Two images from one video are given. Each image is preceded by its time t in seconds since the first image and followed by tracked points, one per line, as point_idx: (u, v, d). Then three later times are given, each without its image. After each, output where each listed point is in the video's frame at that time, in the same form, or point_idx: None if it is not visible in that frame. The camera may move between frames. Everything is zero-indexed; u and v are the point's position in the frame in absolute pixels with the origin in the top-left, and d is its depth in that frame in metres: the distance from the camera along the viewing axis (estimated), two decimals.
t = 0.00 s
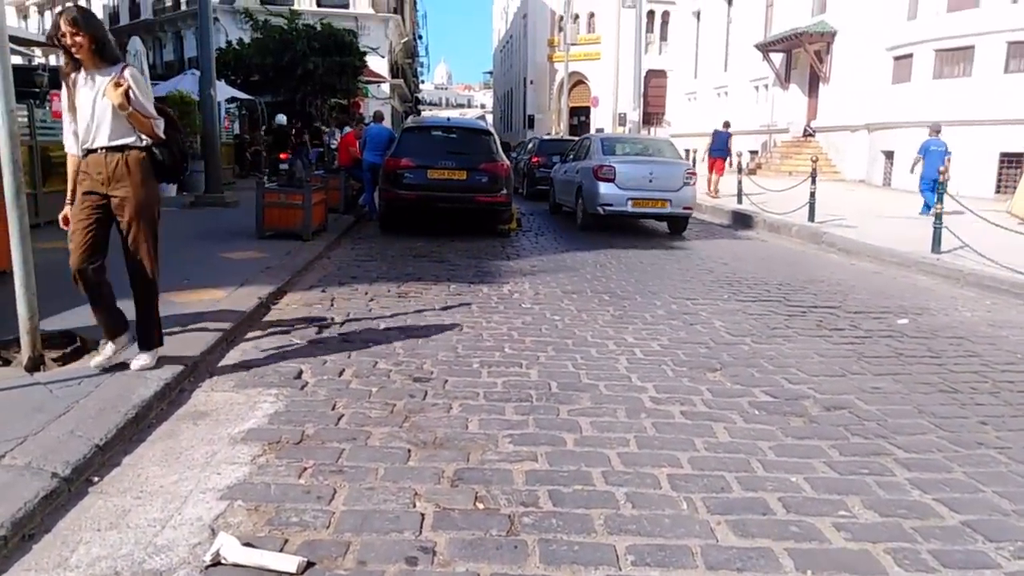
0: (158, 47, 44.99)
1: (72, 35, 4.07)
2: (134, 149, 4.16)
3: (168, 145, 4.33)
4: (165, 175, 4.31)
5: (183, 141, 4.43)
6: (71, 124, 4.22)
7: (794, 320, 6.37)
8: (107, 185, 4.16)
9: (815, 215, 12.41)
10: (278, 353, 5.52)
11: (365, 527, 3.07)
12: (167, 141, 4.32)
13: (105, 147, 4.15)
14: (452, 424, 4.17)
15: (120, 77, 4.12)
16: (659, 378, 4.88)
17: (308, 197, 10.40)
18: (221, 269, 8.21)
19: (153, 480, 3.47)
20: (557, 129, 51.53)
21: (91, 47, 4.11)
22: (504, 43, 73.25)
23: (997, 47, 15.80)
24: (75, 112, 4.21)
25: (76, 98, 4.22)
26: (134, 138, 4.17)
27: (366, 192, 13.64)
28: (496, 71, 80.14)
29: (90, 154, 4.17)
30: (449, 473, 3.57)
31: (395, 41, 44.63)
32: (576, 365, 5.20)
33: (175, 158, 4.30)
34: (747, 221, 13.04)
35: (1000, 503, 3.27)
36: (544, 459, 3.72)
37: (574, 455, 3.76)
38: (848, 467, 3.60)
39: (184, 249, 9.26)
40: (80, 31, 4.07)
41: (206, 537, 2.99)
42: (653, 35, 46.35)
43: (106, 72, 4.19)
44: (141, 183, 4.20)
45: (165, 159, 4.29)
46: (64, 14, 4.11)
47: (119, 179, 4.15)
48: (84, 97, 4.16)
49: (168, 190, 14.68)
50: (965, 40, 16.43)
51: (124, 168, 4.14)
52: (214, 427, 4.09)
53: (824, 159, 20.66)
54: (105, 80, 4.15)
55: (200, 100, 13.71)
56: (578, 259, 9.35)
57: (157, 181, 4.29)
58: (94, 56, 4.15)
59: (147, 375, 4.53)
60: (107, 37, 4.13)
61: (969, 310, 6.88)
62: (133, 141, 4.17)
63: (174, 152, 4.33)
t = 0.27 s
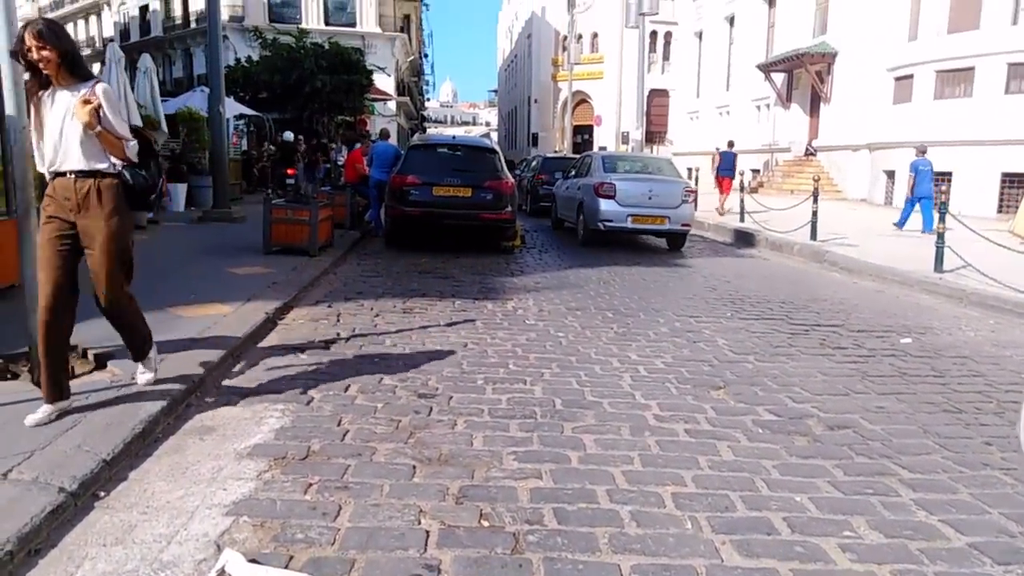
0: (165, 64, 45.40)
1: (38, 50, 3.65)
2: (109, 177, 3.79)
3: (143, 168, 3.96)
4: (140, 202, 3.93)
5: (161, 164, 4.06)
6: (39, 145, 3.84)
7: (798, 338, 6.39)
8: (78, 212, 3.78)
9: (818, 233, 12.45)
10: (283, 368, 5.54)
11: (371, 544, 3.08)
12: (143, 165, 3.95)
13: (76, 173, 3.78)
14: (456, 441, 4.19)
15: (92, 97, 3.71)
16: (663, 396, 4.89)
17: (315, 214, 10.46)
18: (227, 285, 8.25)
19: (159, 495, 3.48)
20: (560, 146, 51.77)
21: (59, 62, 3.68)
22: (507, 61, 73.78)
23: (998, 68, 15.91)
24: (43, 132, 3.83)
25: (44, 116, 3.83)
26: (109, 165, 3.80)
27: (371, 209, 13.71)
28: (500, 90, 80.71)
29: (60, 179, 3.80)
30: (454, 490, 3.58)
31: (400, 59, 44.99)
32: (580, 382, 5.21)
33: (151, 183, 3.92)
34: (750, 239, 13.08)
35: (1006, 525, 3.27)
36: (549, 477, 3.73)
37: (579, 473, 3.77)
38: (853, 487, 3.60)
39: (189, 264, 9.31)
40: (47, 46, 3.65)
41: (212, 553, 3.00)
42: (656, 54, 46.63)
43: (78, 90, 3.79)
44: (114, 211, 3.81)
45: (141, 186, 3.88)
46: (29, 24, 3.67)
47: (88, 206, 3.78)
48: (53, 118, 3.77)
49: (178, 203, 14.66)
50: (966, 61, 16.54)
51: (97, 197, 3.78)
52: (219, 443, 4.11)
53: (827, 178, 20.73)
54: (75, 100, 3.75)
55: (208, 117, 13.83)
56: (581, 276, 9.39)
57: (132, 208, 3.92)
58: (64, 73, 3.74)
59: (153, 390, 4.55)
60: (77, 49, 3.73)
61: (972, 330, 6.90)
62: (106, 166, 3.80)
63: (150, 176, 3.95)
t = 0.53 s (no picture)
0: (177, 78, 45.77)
1: (16, 51, 3.46)
2: (93, 184, 3.55)
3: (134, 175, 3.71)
4: (130, 210, 3.68)
5: (152, 172, 3.81)
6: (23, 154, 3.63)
7: (811, 352, 6.32)
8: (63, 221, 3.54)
9: (830, 245, 12.38)
10: (292, 384, 5.53)
11: (381, 563, 3.04)
12: (132, 171, 3.70)
13: (58, 182, 3.54)
14: (467, 458, 4.15)
15: (75, 99, 3.50)
16: (676, 412, 4.84)
17: (324, 228, 10.47)
18: (237, 299, 8.26)
19: (169, 512, 3.47)
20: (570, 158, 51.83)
21: (39, 64, 3.49)
22: (517, 74, 74.05)
23: (1011, 79, 15.82)
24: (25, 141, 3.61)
25: (26, 123, 3.61)
26: (94, 170, 3.55)
27: (380, 222, 13.72)
28: (510, 102, 80.98)
29: (42, 188, 3.56)
30: (466, 507, 3.55)
31: (409, 71, 45.21)
32: (592, 398, 5.17)
33: (140, 190, 3.66)
34: (761, 251, 13.01)
35: None
36: (561, 494, 3.69)
37: (591, 490, 3.73)
38: (870, 505, 3.55)
39: (200, 278, 9.34)
40: (25, 46, 3.44)
41: (221, 572, 2.98)
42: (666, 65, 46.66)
43: (61, 93, 3.58)
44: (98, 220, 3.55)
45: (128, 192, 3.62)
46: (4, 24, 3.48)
47: (73, 216, 3.53)
48: (35, 124, 3.56)
49: (186, 217, 14.69)
50: (979, 72, 16.46)
51: (80, 205, 3.52)
52: (229, 459, 4.09)
53: (839, 190, 20.65)
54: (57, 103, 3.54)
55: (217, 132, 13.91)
56: (592, 289, 9.36)
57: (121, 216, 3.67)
58: (46, 76, 3.55)
59: (162, 406, 4.54)
60: (56, 50, 3.54)
61: (988, 343, 6.81)
62: (90, 173, 3.55)
63: (140, 182, 3.71)
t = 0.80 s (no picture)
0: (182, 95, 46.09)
1: (6, 71, 3.42)
2: (85, 207, 3.50)
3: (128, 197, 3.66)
4: (123, 232, 3.62)
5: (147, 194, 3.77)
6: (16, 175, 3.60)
7: (816, 365, 6.30)
8: (51, 245, 3.50)
9: (834, 257, 12.39)
10: (297, 400, 5.53)
11: None
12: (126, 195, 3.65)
13: (49, 203, 3.50)
14: (471, 473, 4.14)
15: (68, 119, 3.45)
16: (680, 426, 4.83)
17: (328, 243, 10.51)
18: (242, 314, 8.28)
19: (172, 530, 3.46)
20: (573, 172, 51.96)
21: (30, 82, 3.45)
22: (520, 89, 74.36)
23: (1013, 90, 15.84)
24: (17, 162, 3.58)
25: (19, 144, 3.58)
26: (86, 193, 3.51)
27: (384, 237, 13.77)
28: (513, 116, 81.28)
29: (33, 209, 3.53)
30: (469, 524, 3.54)
31: (413, 87, 45.45)
32: (595, 412, 5.15)
33: (134, 213, 3.61)
34: (764, 263, 13.01)
35: None
36: (565, 510, 3.68)
37: (595, 506, 3.72)
38: (876, 519, 3.53)
39: (205, 294, 9.37)
40: (14, 65, 3.40)
41: None
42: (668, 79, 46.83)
43: (54, 112, 3.54)
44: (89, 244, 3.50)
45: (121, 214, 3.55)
46: None
47: (65, 239, 3.49)
48: (27, 145, 3.52)
49: (191, 233, 14.77)
50: (981, 83, 16.48)
51: (71, 229, 3.48)
52: (233, 476, 4.09)
53: (842, 202, 20.70)
54: (49, 122, 3.49)
55: (222, 148, 13.98)
56: (595, 302, 9.37)
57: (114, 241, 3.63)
58: (38, 95, 3.50)
59: (167, 423, 4.54)
60: (53, 69, 3.49)
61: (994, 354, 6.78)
62: (83, 196, 3.50)
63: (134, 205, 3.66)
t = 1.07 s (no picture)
0: (184, 117, 46.37)
1: None
2: (87, 239, 3.34)
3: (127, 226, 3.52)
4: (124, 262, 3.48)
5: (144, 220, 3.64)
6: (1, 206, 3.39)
7: (818, 382, 6.28)
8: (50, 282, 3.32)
9: (835, 272, 12.39)
10: (298, 421, 5.51)
11: None
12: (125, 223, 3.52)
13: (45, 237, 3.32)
14: (473, 495, 4.12)
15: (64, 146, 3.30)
16: (683, 445, 4.81)
17: (329, 262, 10.53)
18: (243, 336, 8.28)
19: (173, 555, 3.44)
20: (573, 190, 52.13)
21: (22, 109, 3.28)
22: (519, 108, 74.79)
23: (1009, 105, 15.90)
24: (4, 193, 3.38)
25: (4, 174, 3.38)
26: (86, 224, 3.35)
27: (385, 256, 13.79)
28: (513, 135, 81.67)
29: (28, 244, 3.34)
30: (472, 546, 3.51)
31: (413, 107, 45.72)
32: (598, 432, 5.14)
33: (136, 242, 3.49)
34: (765, 279, 13.02)
35: None
36: (568, 531, 3.65)
37: (598, 527, 3.70)
38: (881, 538, 3.50)
39: (206, 316, 9.38)
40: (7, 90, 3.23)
41: None
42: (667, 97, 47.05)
43: (45, 139, 3.36)
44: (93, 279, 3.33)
45: (129, 249, 3.52)
46: None
47: (66, 274, 3.31)
48: (16, 174, 3.33)
49: (192, 254, 14.83)
50: (977, 99, 16.57)
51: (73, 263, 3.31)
52: (234, 499, 4.07)
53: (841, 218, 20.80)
54: (43, 151, 3.33)
55: (223, 169, 14.02)
56: (596, 320, 9.36)
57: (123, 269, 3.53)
58: (28, 122, 3.33)
59: (168, 446, 4.54)
60: (42, 95, 3.34)
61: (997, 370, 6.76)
62: (83, 227, 3.35)
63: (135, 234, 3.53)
